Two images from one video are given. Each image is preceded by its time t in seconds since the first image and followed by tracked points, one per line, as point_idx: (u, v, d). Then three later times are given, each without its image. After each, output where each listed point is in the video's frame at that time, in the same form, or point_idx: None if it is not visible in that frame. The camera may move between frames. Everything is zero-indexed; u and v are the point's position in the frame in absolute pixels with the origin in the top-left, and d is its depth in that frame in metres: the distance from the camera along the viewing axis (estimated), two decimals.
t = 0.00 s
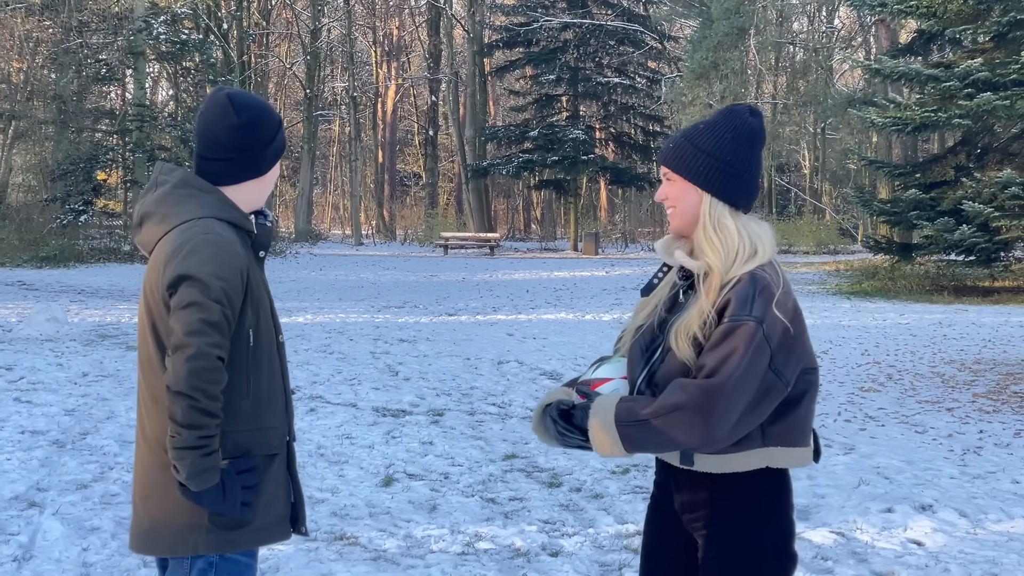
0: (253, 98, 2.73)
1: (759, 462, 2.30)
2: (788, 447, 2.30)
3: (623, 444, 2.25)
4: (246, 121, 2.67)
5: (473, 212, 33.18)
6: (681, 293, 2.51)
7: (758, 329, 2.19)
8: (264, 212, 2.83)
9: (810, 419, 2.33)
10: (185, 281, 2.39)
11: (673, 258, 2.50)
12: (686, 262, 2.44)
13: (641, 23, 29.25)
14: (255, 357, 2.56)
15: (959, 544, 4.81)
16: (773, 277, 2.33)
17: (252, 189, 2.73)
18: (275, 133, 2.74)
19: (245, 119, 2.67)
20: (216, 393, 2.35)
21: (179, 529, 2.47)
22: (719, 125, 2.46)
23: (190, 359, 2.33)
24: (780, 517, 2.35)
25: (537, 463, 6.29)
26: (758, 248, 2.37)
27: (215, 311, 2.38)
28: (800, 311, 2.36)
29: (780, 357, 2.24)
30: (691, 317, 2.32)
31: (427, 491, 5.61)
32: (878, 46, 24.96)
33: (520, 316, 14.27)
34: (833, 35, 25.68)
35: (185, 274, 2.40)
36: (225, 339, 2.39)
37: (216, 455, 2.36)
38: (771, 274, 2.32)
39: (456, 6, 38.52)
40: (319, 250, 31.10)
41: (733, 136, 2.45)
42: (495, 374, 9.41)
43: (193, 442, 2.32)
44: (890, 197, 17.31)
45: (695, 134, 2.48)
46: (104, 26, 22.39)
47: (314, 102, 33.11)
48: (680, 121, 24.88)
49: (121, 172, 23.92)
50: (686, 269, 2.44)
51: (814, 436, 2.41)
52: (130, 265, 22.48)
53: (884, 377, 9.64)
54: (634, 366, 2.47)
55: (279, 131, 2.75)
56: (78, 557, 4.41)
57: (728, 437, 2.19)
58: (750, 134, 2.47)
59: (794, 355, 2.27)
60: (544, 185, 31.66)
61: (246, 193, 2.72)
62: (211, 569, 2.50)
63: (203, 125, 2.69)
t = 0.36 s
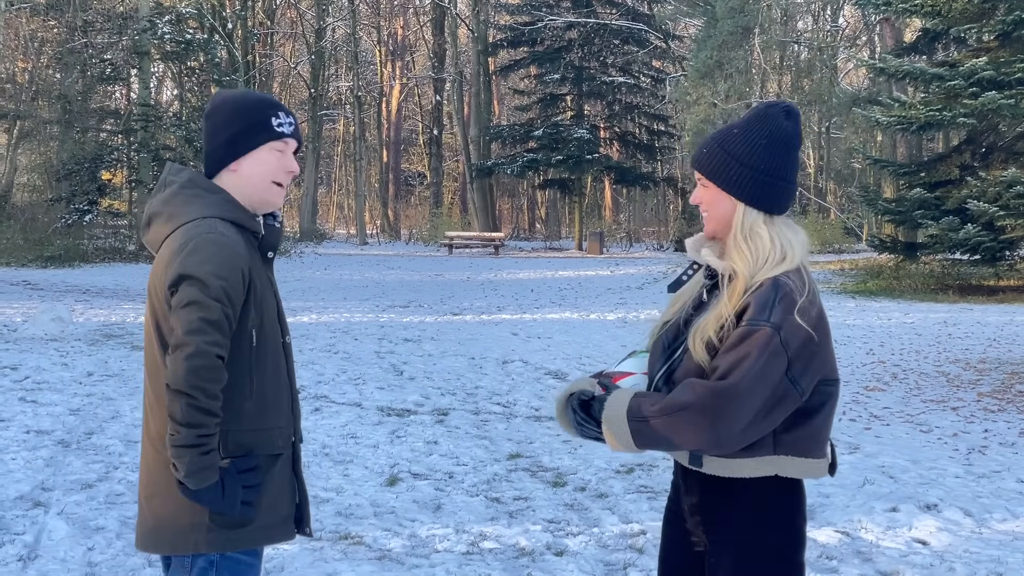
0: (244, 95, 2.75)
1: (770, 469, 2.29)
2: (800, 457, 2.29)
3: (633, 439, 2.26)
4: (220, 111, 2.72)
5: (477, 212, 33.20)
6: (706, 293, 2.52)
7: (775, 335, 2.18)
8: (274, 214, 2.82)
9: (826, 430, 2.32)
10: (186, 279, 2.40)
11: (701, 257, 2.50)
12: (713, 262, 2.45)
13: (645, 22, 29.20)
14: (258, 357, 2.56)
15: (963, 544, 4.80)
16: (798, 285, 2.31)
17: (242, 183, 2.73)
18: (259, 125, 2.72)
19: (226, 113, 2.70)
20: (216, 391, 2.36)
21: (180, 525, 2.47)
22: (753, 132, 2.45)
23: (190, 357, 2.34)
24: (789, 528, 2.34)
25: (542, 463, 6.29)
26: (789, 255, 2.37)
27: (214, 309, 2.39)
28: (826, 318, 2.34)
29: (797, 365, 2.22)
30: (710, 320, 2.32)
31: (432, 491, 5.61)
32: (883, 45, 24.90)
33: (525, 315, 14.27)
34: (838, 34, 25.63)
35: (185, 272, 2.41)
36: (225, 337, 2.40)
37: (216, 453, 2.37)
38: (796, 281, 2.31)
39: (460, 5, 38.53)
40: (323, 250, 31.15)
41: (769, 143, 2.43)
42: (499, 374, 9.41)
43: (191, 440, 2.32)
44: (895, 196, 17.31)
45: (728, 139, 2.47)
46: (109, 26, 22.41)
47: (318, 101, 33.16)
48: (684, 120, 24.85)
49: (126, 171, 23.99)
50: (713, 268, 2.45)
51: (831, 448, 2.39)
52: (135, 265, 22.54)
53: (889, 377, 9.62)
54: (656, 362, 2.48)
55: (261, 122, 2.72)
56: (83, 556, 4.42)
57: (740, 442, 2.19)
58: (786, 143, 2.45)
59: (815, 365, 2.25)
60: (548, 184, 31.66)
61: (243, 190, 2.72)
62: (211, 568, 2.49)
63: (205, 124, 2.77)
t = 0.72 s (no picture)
0: (239, 99, 2.69)
1: (772, 470, 2.29)
2: (800, 458, 2.29)
3: (632, 436, 2.30)
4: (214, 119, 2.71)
5: (483, 210, 33.20)
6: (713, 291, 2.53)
7: (767, 336, 2.18)
8: (289, 215, 2.74)
9: (827, 430, 2.32)
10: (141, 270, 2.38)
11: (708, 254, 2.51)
12: (719, 260, 2.46)
13: (650, 20, 29.10)
14: (226, 352, 2.45)
15: (969, 542, 4.79)
16: (797, 286, 2.30)
17: (231, 185, 2.65)
18: (243, 127, 2.64)
19: (221, 118, 2.68)
20: (141, 379, 2.26)
21: (143, 514, 2.42)
22: (778, 136, 2.44)
23: (117, 344, 2.26)
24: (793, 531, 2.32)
25: (547, 461, 6.29)
26: (795, 257, 2.36)
27: (150, 297, 2.30)
28: (831, 317, 2.35)
29: (795, 366, 2.21)
30: (707, 320, 2.34)
31: (437, 489, 5.62)
32: (888, 42, 24.82)
33: (531, 314, 14.28)
34: (843, 32, 25.55)
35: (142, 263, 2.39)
36: (161, 326, 2.30)
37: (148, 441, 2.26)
38: (792, 282, 2.29)
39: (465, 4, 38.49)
40: (328, 248, 31.20)
41: (793, 149, 2.42)
42: (504, 372, 9.42)
43: (115, 427, 2.23)
44: (901, 194, 17.30)
45: (753, 140, 2.46)
46: (114, 25, 22.39)
47: (324, 100, 33.17)
48: (689, 119, 24.79)
49: (132, 170, 24.05)
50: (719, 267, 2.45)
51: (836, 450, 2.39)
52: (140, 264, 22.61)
53: (894, 375, 9.61)
54: (664, 360, 2.51)
55: (246, 125, 2.64)
56: (88, 555, 4.44)
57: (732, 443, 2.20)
58: (810, 150, 2.44)
59: (813, 366, 2.25)
60: (553, 183, 31.65)
61: (239, 193, 2.64)
62: (175, 562, 2.42)
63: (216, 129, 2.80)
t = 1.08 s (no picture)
0: (246, 101, 2.56)
1: (789, 469, 2.30)
2: (817, 456, 2.29)
3: (649, 442, 2.28)
4: (216, 124, 2.55)
5: (488, 209, 33.20)
6: (724, 291, 2.52)
7: (796, 338, 2.17)
8: (291, 215, 2.68)
9: (844, 429, 2.32)
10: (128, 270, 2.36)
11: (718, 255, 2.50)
12: (733, 262, 2.44)
13: (656, 19, 29.06)
14: (213, 351, 2.42)
15: (975, 541, 4.77)
16: (816, 288, 2.30)
17: (244, 196, 2.55)
18: (261, 139, 2.54)
19: (226, 125, 2.54)
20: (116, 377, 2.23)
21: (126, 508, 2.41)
22: (791, 138, 2.43)
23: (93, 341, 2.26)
24: (807, 528, 2.35)
25: (553, 460, 6.29)
26: (809, 257, 2.36)
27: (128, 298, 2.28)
28: (845, 321, 2.33)
29: (817, 367, 2.21)
30: (726, 323, 2.33)
31: (442, 488, 5.63)
32: (895, 40, 24.74)
33: (537, 313, 14.29)
34: (850, 30, 25.46)
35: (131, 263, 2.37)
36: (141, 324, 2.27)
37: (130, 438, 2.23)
38: (813, 285, 2.29)
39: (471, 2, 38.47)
40: (334, 247, 31.25)
41: (804, 151, 2.42)
42: (510, 371, 9.42)
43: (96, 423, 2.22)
44: (907, 193, 17.27)
45: (763, 142, 2.45)
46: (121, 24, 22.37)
47: (330, 99, 33.17)
48: (695, 118, 24.75)
49: (138, 169, 24.07)
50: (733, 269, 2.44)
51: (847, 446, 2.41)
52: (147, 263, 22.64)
53: (901, 373, 9.58)
54: (672, 362, 2.49)
55: (264, 137, 2.54)
56: (95, 553, 4.46)
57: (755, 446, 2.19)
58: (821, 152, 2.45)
59: (833, 366, 2.25)
60: (559, 182, 31.63)
61: (252, 203, 2.56)
62: (152, 557, 2.37)
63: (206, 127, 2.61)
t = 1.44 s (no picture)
0: (228, 88, 2.58)
1: (811, 464, 2.30)
2: (835, 450, 2.32)
3: (677, 443, 2.23)
4: (199, 108, 2.54)
5: (495, 207, 33.20)
6: (736, 285, 2.52)
7: (829, 332, 2.19)
8: (272, 204, 2.69)
9: (856, 424, 2.36)
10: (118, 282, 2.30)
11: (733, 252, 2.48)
12: (750, 257, 2.43)
13: (663, 16, 28.99)
14: (214, 355, 2.41)
15: (983, 539, 4.76)
16: (838, 283, 2.34)
17: (234, 184, 2.55)
18: (252, 125, 2.56)
19: (211, 112, 2.53)
20: (121, 395, 2.18)
21: (135, 519, 2.37)
22: (805, 130, 2.45)
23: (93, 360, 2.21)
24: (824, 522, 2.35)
25: (560, 458, 6.29)
26: (825, 253, 2.37)
27: (125, 310, 2.25)
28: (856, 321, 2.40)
29: (840, 361, 2.25)
30: (752, 317, 2.31)
31: (450, 486, 5.64)
32: (903, 38, 24.64)
33: (544, 310, 14.29)
34: (858, 27, 25.36)
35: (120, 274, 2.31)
36: (142, 337, 2.23)
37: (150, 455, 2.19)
38: (835, 278, 2.32)
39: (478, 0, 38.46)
40: (342, 245, 31.28)
41: (816, 141, 2.45)
42: (517, 369, 9.42)
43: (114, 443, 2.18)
44: (914, 190, 17.23)
45: (777, 135, 2.46)
46: (128, 23, 22.25)
47: (337, 98, 33.18)
48: (702, 115, 24.72)
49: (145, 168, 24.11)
50: (750, 263, 2.43)
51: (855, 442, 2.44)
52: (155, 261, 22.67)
53: (908, 371, 9.55)
54: (684, 362, 2.48)
55: (254, 120, 2.57)
56: (103, 551, 4.48)
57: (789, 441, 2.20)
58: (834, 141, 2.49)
59: (851, 359, 2.29)
60: (566, 180, 31.63)
61: (237, 192, 2.55)
62: (161, 567, 2.35)
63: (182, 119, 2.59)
